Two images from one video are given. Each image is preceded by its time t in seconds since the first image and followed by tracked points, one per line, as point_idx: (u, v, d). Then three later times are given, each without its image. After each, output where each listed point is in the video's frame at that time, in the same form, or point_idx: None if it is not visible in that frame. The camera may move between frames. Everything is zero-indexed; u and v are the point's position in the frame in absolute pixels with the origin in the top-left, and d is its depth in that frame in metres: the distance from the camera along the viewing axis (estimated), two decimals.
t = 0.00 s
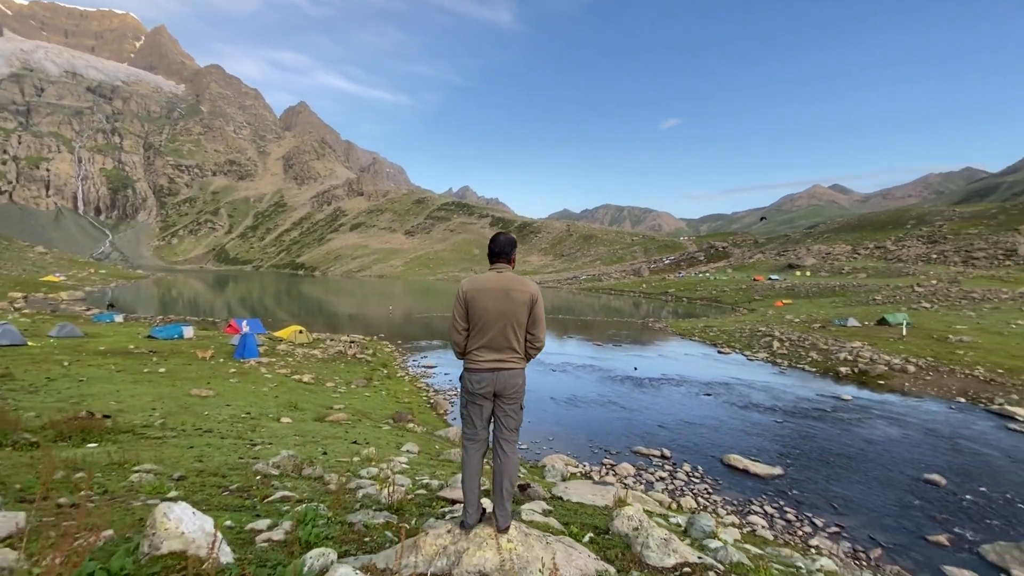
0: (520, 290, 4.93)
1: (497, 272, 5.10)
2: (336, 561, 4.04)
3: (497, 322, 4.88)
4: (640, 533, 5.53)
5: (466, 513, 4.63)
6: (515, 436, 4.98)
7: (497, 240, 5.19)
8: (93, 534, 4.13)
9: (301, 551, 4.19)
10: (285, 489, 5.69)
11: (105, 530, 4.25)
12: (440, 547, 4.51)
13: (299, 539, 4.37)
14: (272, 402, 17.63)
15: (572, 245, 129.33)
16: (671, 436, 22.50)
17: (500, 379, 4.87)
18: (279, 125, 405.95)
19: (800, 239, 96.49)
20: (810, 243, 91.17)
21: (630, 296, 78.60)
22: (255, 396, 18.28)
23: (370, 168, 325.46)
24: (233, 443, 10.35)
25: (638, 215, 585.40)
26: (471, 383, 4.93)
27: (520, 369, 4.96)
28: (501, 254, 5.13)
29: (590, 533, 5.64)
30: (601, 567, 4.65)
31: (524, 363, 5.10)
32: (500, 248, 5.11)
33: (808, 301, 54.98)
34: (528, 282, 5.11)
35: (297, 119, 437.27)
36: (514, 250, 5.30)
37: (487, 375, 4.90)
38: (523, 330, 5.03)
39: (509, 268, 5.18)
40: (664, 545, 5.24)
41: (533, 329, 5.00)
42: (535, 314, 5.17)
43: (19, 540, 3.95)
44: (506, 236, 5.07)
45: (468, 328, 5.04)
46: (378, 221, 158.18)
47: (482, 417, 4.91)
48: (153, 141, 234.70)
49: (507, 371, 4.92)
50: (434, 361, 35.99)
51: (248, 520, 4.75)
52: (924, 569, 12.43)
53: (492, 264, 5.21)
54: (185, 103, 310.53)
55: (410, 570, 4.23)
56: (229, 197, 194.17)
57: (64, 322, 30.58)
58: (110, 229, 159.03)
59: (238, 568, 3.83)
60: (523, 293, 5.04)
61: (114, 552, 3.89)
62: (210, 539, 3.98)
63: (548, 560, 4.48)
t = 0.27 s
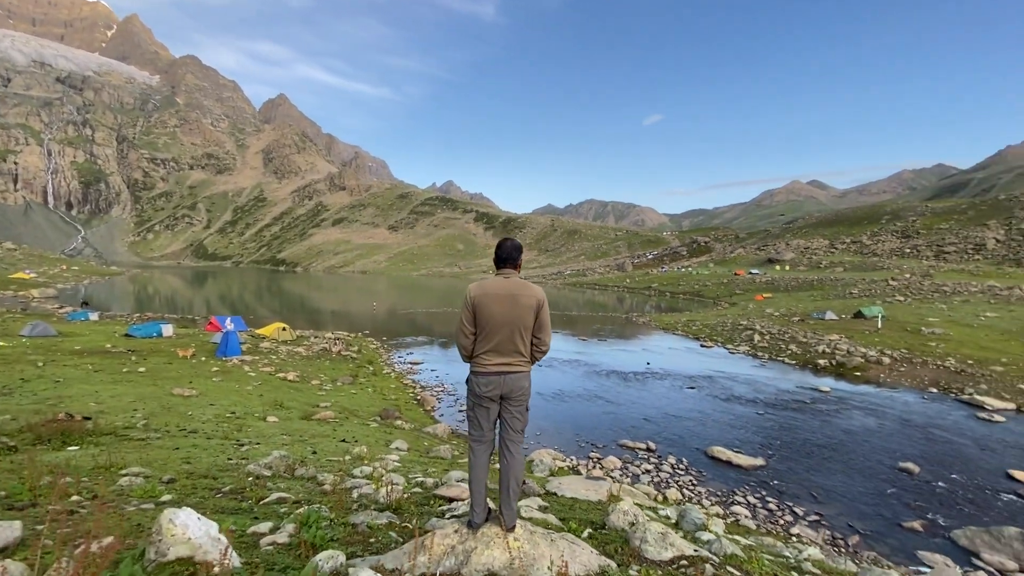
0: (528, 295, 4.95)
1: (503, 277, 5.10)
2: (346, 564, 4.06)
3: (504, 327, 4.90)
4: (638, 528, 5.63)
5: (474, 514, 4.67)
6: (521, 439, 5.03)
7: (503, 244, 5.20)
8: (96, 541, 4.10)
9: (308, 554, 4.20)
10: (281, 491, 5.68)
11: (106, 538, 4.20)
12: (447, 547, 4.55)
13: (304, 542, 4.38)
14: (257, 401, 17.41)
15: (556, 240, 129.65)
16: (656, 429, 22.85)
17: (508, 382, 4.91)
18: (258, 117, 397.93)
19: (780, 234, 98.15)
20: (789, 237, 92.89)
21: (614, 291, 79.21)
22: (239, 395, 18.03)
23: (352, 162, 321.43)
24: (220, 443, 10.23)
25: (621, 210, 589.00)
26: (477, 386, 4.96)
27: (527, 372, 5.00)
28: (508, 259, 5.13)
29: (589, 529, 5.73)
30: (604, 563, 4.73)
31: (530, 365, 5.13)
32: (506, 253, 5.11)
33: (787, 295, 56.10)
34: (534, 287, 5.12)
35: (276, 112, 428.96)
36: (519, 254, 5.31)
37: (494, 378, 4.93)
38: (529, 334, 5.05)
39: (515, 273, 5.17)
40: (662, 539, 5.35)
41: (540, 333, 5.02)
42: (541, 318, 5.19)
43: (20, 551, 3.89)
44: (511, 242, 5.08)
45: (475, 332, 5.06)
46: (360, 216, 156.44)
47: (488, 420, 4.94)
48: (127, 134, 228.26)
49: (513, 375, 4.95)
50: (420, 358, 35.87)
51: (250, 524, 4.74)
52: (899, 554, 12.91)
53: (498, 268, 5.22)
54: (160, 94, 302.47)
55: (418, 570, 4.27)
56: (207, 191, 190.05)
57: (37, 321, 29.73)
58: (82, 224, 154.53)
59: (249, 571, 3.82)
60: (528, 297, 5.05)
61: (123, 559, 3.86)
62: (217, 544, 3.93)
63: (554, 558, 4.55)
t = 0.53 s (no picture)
0: (527, 296, 4.96)
1: (501, 278, 5.12)
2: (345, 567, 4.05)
3: (504, 328, 4.91)
4: (632, 525, 5.70)
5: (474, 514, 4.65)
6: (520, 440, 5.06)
7: (501, 245, 5.21)
8: (86, 551, 4.01)
9: (306, 559, 4.17)
10: (270, 494, 5.62)
11: (96, 548, 4.11)
12: (448, 548, 4.55)
13: (302, 547, 4.35)
14: (238, 403, 17.09)
15: (540, 238, 129.87)
16: (641, 426, 23.11)
17: (507, 383, 4.92)
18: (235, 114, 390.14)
19: (759, 232, 99.90)
20: (768, 236, 94.48)
21: (598, 289, 79.78)
22: (220, 397, 17.68)
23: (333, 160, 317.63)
24: (202, 447, 10.02)
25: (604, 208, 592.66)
26: (477, 387, 4.96)
27: (526, 373, 5.02)
28: (507, 260, 5.13)
29: (584, 527, 5.77)
30: (602, 559, 4.79)
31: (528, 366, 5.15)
32: (505, 254, 5.13)
33: (766, 292, 57.15)
34: (532, 289, 5.15)
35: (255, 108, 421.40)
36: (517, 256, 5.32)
37: (493, 379, 4.94)
38: (528, 335, 5.07)
39: (513, 275, 5.19)
40: (656, 535, 5.42)
41: (539, 333, 5.05)
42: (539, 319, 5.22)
43: (6, 565, 3.79)
44: (510, 243, 5.08)
45: (474, 333, 5.05)
46: (342, 214, 154.58)
47: (488, 421, 4.95)
48: (99, 130, 221.93)
49: (512, 375, 4.97)
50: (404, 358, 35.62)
51: (243, 529, 4.69)
52: (875, 543, 13.29)
53: (496, 269, 5.24)
54: (133, 90, 294.64)
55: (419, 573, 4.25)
56: (183, 189, 185.82)
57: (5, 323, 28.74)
58: (52, 224, 149.83)
59: None
60: (527, 299, 5.07)
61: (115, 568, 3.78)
62: (213, 550, 3.88)
63: (556, 557, 4.55)
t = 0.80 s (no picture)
0: (524, 292, 4.97)
1: (498, 274, 5.09)
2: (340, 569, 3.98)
3: (502, 324, 4.89)
4: (624, 519, 5.74)
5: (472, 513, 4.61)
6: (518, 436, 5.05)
7: (498, 240, 5.19)
8: (66, 560, 3.87)
9: (300, 563, 4.09)
10: (255, 496, 5.52)
11: (78, 555, 3.98)
12: (446, 546, 4.51)
13: (294, 549, 4.28)
14: (216, 404, 16.73)
15: (521, 235, 129.89)
16: (624, 420, 23.34)
17: (505, 380, 4.90)
18: (208, 109, 380.70)
19: (736, 229, 101.73)
20: (745, 232, 96.22)
21: (579, 286, 80.22)
22: (197, 398, 17.29)
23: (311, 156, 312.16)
24: (180, 450, 9.79)
25: (584, 205, 595.57)
26: (474, 384, 4.93)
27: (524, 369, 5.02)
28: (503, 257, 5.11)
29: (578, 523, 5.78)
30: (597, 553, 4.82)
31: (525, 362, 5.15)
32: (501, 250, 5.11)
33: (743, 288, 58.25)
34: (529, 285, 5.15)
35: (229, 103, 411.69)
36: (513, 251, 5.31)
37: (491, 376, 4.92)
38: (525, 331, 5.07)
39: (509, 270, 5.18)
40: (649, 529, 5.46)
41: (537, 329, 5.05)
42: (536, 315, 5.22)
43: None
44: (508, 239, 5.06)
45: (471, 330, 5.03)
46: (320, 211, 152.23)
47: (485, 418, 4.92)
48: (64, 124, 214.22)
49: (510, 372, 4.95)
50: (386, 356, 35.31)
51: (231, 533, 4.59)
52: (850, 530, 13.70)
53: (492, 265, 5.21)
54: (100, 82, 285.11)
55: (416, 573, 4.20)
56: (154, 185, 180.63)
57: None
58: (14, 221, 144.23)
59: None
60: (524, 294, 5.07)
61: None
62: (201, 557, 3.77)
63: (553, 552, 4.55)
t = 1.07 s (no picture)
0: (523, 286, 4.96)
1: (496, 267, 5.04)
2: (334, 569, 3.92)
3: (501, 318, 4.85)
4: (615, 511, 5.80)
5: (468, 509, 4.58)
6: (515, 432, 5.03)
7: (496, 233, 5.12)
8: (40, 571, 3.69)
9: (290, 565, 4.00)
10: (237, 496, 5.37)
11: (53, 564, 3.81)
12: (442, 542, 4.46)
13: (284, 550, 4.19)
14: (188, 403, 16.21)
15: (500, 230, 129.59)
16: (603, 414, 23.57)
17: (503, 374, 4.87)
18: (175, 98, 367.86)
19: (710, 225, 103.55)
20: (719, 228, 98.01)
21: (557, 281, 80.54)
22: (168, 397, 16.76)
23: (284, 149, 304.93)
24: (152, 450, 9.46)
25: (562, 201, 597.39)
26: (471, 379, 4.88)
27: (521, 363, 5.00)
28: (501, 249, 5.04)
29: (569, 515, 5.82)
30: (590, 545, 4.84)
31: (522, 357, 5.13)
32: (500, 242, 5.03)
33: (717, 282, 59.39)
34: (527, 277, 5.11)
35: (198, 93, 398.81)
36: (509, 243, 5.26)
37: (489, 370, 4.88)
38: (523, 324, 5.05)
39: (506, 264, 5.12)
40: (640, 520, 5.52)
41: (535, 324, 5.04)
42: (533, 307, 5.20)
43: None
44: (505, 232, 5.01)
45: (468, 324, 4.96)
46: (294, 205, 149.01)
47: (482, 413, 4.88)
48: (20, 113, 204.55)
49: (507, 366, 4.93)
50: (363, 352, 34.88)
51: (214, 535, 4.46)
52: (821, 517, 14.15)
53: (489, 256, 5.14)
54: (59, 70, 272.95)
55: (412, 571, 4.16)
56: (118, 177, 174.14)
57: None
58: None
59: None
60: (523, 288, 5.05)
61: None
62: (187, 562, 3.65)
63: (549, 547, 4.55)
